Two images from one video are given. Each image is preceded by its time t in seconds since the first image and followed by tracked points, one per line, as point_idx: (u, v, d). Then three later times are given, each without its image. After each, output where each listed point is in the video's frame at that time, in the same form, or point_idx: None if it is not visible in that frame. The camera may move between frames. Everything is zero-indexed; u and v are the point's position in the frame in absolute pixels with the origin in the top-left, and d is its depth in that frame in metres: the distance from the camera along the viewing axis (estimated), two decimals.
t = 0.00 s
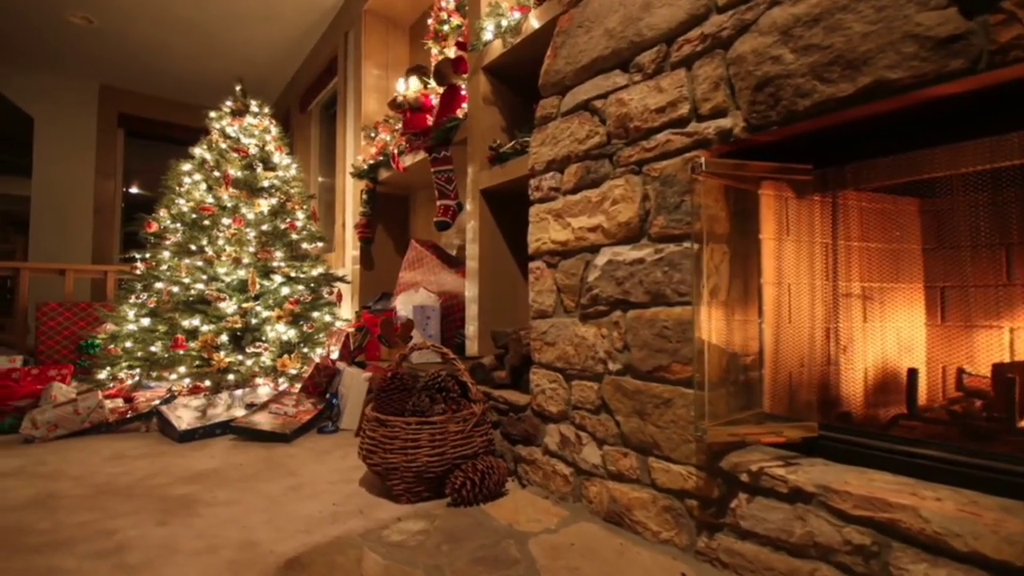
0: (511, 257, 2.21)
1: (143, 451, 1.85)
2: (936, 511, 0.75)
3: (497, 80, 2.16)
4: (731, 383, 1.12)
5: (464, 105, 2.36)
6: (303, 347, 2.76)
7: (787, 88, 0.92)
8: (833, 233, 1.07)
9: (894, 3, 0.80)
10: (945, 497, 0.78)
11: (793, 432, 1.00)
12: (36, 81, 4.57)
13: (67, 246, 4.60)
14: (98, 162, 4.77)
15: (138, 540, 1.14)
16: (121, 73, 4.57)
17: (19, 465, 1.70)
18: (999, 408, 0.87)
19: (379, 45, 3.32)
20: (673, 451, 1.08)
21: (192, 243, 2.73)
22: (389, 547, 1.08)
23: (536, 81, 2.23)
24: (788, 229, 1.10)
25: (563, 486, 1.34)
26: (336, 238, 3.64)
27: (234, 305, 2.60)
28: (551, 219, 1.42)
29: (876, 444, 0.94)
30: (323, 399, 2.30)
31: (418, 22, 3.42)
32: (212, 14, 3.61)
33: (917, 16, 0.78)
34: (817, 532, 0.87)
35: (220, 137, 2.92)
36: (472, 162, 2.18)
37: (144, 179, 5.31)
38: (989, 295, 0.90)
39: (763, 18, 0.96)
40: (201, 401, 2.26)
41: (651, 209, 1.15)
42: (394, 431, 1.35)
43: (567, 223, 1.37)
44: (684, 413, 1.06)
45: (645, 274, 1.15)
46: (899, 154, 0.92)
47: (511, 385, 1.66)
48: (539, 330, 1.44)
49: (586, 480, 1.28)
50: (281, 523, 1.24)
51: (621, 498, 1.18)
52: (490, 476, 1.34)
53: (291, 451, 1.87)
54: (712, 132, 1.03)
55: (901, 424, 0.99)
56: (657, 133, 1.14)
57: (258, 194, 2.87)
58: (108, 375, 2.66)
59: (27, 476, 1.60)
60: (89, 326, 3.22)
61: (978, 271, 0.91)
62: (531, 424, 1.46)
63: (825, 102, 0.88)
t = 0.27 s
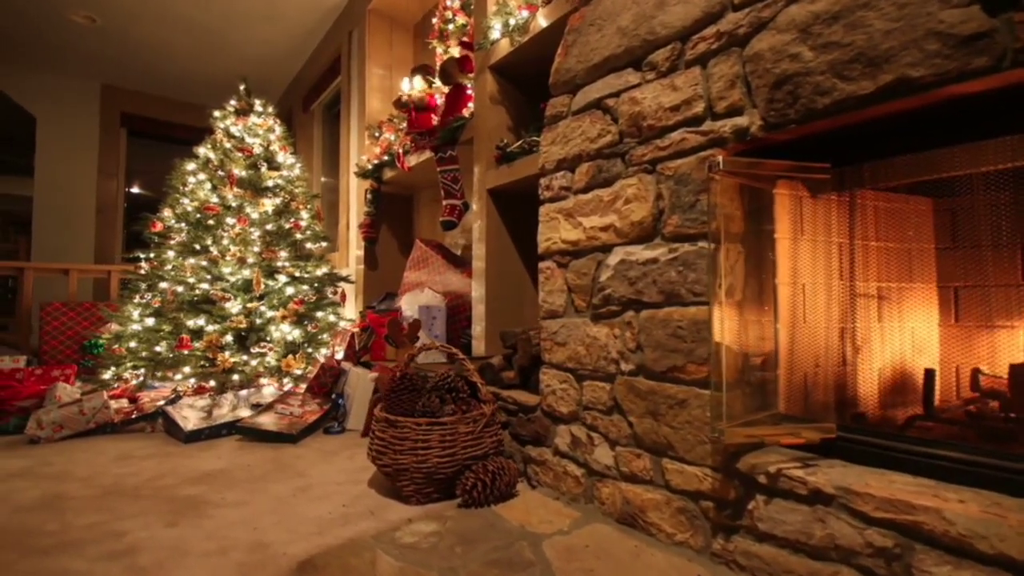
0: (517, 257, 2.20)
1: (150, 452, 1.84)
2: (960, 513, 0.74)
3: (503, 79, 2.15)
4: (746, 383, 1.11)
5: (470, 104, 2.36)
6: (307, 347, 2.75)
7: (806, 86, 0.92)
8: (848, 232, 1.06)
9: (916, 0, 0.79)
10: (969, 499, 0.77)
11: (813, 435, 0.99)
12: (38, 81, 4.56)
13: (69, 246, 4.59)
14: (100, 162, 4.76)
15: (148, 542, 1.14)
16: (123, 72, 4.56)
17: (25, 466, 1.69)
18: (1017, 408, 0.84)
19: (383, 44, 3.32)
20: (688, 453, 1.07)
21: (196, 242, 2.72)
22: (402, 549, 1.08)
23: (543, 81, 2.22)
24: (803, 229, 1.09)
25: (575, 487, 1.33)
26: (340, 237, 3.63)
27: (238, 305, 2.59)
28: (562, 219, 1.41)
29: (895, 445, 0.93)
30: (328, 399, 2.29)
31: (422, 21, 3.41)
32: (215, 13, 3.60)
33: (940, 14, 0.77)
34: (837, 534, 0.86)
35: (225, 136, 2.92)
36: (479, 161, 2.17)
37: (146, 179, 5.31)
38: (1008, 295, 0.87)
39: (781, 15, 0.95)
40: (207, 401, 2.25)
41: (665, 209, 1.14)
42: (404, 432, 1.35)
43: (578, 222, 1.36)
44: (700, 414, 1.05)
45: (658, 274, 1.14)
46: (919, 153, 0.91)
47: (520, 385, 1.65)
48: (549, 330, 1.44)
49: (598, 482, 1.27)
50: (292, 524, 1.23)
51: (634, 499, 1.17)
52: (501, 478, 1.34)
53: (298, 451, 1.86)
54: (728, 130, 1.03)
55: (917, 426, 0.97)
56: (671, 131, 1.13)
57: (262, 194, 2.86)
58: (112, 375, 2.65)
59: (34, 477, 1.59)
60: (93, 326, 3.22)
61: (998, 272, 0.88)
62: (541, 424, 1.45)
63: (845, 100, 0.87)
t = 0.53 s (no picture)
0: (524, 257, 2.19)
1: (156, 453, 1.84)
2: (985, 515, 0.74)
3: (510, 78, 2.15)
4: (762, 384, 1.10)
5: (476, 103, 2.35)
6: (312, 347, 2.74)
7: (825, 85, 0.91)
8: (864, 231, 1.04)
9: None
10: (992, 501, 0.76)
11: (833, 436, 1.01)
12: (40, 80, 4.55)
13: (72, 246, 4.59)
14: (102, 162, 4.75)
15: (159, 543, 1.13)
16: (126, 72, 4.55)
17: (31, 467, 1.68)
18: None
19: (387, 44, 3.31)
20: (703, 454, 1.06)
21: (201, 242, 2.72)
22: (415, 552, 1.07)
23: (550, 80, 2.21)
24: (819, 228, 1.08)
25: (586, 488, 1.32)
26: (344, 237, 3.62)
27: (243, 305, 2.58)
28: (573, 218, 1.40)
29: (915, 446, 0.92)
30: (334, 400, 2.28)
31: (426, 20, 3.40)
32: (218, 12, 3.59)
33: (963, 11, 0.77)
34: (858, 537, 0.85)
35: (229, 136, 2.91)
36: (485, 160, 2.16)
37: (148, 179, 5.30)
38: None
39: (799, 13, 0.94)
40: (212, 401, 2.26)
41: (679, 208, 1.13)
42: (415, 433, 1.34)
43: (589, 222, 1.35)
44: (715, 415, 1.05)
45: (672, 274, 1.13)
46: (938, 152, 0.90)
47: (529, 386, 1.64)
48: (560, 330, 1.43)
49: (610, 483, 1.26)
50: (303, 526, 1.23)
51: (648, 501, 1.16)
52: (512, 480, 1.33)
53: (305, 452, 1.85)
54: (745, 129, 1.02)
55: (933, 426, 0.96)
56: (685, 130, 1.12)
57: (266, 194, 2.85)
58: (117, 375, 2.64)
59: (41, 478, 1.58)
60: (96, 326, 3.21)
61: (1018, 272, 0.87)
62: (552, 425, 1.45)
63: (866, 98, 0.87)
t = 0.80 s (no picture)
0: (531, 257, 2.18)
1: (163, 453, 1.83)
2: (1010, 517, 0.73)
3: (517, 77, 2.14)
4: (778, 384, 1.10)
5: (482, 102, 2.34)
6: (316, 347, 2.72)
7: (845, 83, 0.90)
8: (880, 231, 1.04)
9: None
10: (1016, 502, 0.75)
11: (853, 438, 1.01)
12: (42, 80, 4.54)
13: (74, 246, 4.58)
14: (105, 162, 4.74)
15: (169, 545, 1.12)
16: (128, 71, 4.55)
17: (37, 468, 1.68)
18: None
19: (391, 43, 3.30)
20: (718, 455, 1.06)
21: (206, 242, 2.71)
22: (429, 554, 1.06)
23: (556, 79, 2.20)
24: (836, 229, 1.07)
25: (597, 489, 1.32)
26: (348, 237, 3.61)
27: (248, 305, 2.58)
28: (584, 217, 1.39)
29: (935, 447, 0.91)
30: (340, 400, 2.28)
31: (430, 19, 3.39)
32: (222, 11, 3.58)
33: (986, 9, 0.76)
34: (879, 539, 0.84)
35: (233, 136, 2.90)
36: (492, 160, 2.15)
37: (151, 179, 5.29)
38: None
39: (818, 10, 0.94)
40: (218, 402, 2.25)
41: (694, 207, 1.12)
42: (425, 434, 1.33)
43: (601, 221, 1.34)
44: (731, 415, 1.04)
45: (687, 274, 1.12)
46: (959, 151, 0.90)
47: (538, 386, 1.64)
48: (571, 330, 1.42)
49: (622, 484, 1.25)
50: (314, 527, 1.22)
51: (662, 502, 1.15)
52: (524, 480, 1.32)
53: (312, 452, 1.84)
54: (762, 127, 1.01)
55: (950, 427, 0.94)
56: (700, 129, 1.11)
57: (271, 193, 2.83)
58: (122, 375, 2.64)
59: (47, 479, 1.57)
60: (100, 326, 3.20)
61: None
62: (562, 426, 1.44)
63: (887, 96, 0.86)
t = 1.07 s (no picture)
0: (538, 256, 2.17)
1: (169, 454, 1.82)
2: None
3: (524, 76, 2.13)
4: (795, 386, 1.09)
5: (488, 101, 2.33)
6: (321, 347, 2.72)
7: (865, 80, 0.89)
8: (896, 230, 1.03)
9: None
10: None
11: (871, 439, 0.99)
12: (44, 79, 4.53)
13: (76, 246, 4.57)
14: (107, 161, 4.73)
15: (180, 547, 1.11)
16: (131, 71, 4.54)
17: (43, 468, 1.67)
18: None
19: (395, 42, 3.29)
20: (733, 456, 1.05)
21: (210, 241, 2.71)
22: (442, 555, 1.05)
23: (563, 78, 2.19)
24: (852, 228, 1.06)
25: (609, 491, 1.31)
26: (351, 237, 3.61)
27: (253, 304, 2.56)
28: (595, 217, 1.38)
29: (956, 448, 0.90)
30: (346, 400, 2.27)
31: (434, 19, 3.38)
32: (225, 10, 3.57)
33: (1011, 6, 0.75)
34: (900, 541, 0.84)
35: (238, 135, 2.89)
36: (499, 159, 2.14)
37: (153, 179, 5.28)
38: None
39: (837, 8, 0.93)
40: (223, 402, 2.24)
41: (709, 206, 1.11)
42: (436, 435, 1.32)
43: (612, 220, 1.33)
44: (747, 416, 1.03)
45: (701, 273, 1.11)
46: (976, 149, 0.89)
47: (547, 386, 1.63)
48: (582, 331, 1.41)
49: (635, 485, 1.25)
50: (325, 529, 1.21)
51: (676, 504, 1.15)
52: (535, 480, 1.31)
53: (319, 453, 1.83)
54: (779, 125, 1.00)
55: (966, 427, 0.94)
56: (715, 127, 1.10)
57: (275, 192, 2.82)
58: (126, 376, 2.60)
59: (54, 480, 1.56)
60: (104, 326, 3.19)
61: None
62: (573, 426, 1.43)
63: (908, 94, 0.85)
